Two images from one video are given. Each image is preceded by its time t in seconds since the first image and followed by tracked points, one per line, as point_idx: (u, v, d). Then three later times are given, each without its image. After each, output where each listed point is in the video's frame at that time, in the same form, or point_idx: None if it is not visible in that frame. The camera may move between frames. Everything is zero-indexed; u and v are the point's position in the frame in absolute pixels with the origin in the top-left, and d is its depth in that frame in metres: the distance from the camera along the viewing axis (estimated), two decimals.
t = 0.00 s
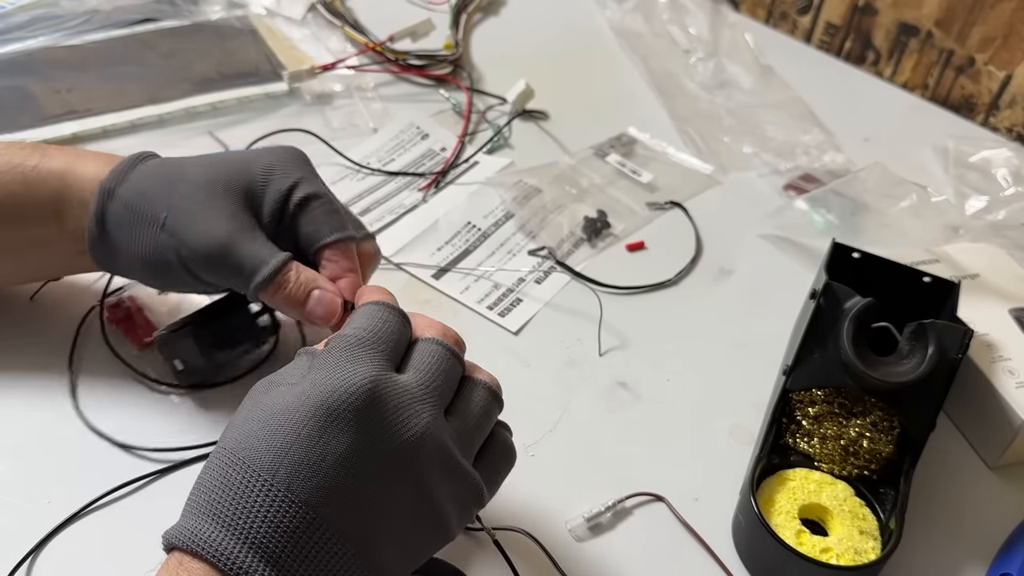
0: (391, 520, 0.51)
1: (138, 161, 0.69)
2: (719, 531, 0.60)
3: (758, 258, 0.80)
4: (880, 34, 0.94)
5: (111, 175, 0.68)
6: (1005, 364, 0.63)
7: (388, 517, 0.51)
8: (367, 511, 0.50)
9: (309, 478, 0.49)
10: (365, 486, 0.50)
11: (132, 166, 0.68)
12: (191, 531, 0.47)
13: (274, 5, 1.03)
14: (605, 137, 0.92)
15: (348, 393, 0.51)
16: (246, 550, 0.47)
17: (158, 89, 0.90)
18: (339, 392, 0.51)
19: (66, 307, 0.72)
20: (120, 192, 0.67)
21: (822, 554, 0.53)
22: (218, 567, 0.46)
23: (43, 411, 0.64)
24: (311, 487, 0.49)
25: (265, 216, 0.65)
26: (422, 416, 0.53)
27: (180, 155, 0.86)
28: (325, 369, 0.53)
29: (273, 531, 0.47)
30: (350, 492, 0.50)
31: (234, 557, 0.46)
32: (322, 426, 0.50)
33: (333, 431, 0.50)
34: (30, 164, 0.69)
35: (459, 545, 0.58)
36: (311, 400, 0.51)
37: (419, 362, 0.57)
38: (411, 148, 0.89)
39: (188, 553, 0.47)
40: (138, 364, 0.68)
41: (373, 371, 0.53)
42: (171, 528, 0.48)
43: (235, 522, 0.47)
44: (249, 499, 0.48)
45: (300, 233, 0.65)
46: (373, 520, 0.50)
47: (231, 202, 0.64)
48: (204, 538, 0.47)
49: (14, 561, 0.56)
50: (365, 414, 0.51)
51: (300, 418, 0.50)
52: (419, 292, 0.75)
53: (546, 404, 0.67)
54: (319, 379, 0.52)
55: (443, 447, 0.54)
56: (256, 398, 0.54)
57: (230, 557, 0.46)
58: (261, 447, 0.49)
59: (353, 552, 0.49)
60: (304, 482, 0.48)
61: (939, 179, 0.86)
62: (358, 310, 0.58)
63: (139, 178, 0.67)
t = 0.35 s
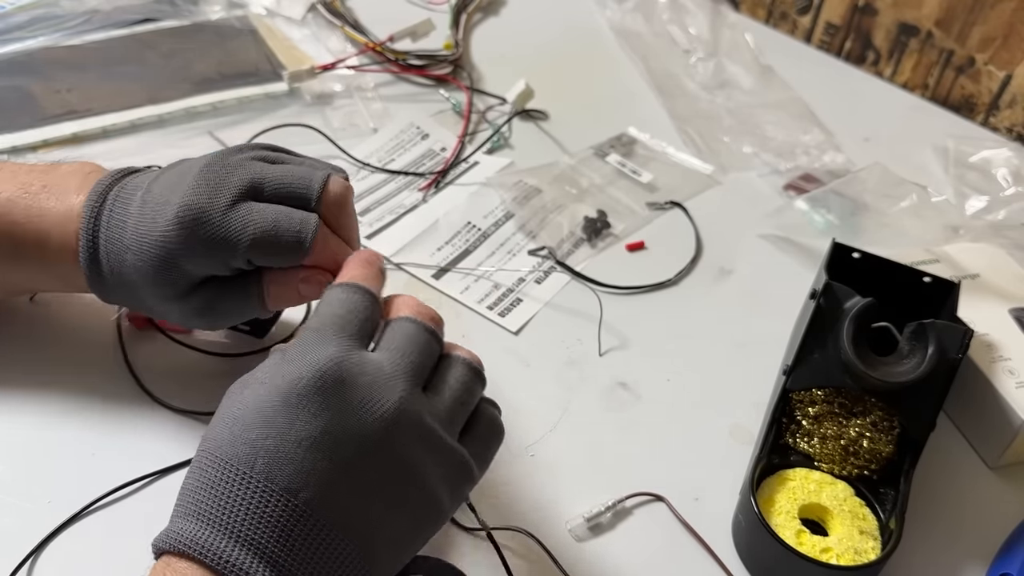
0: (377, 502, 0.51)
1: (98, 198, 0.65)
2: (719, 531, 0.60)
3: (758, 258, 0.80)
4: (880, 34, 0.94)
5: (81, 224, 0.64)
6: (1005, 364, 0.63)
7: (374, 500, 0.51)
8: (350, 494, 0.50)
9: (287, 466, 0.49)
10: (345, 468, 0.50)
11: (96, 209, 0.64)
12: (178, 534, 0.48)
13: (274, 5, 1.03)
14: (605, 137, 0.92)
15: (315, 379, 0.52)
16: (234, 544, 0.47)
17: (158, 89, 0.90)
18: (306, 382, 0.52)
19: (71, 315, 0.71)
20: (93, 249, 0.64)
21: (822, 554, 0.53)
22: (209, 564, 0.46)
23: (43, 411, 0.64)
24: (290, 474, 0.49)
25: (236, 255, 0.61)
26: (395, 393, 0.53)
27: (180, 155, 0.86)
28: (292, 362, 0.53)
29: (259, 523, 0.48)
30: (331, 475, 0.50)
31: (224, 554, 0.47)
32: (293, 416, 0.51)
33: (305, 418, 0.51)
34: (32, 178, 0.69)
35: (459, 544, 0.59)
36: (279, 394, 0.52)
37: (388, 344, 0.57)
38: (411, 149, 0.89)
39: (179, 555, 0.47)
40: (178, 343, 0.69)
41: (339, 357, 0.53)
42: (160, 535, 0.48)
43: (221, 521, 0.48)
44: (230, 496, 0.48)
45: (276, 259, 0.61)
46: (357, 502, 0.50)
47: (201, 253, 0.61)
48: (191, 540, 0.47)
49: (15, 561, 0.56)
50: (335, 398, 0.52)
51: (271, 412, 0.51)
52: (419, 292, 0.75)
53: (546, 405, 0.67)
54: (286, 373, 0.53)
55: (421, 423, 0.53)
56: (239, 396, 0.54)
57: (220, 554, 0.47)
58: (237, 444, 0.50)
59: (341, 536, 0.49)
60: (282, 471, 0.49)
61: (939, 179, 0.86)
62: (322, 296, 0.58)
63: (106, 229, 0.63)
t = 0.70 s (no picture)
0: (373, 499, 0.51)
1: (108, 168, 0.66)
2: (719, 531, 0.60)
3: (758, 258, 0.80)
4: (880, 34, 0.94)
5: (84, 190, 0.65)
6: (1005, 364, 0.63)
7: (368, 497, 0.51)
8: (343, 491, 0.50)
9: (281, 461, 0.50)
10: (337, 464, 0.50)
11: (102, 177, 0.65)
12: (177, 524, 0.49)
13: (273, 5, 1.03)
14: (605, 137, 0.92)
15: (308, 376, 0.52)
16: (228, 539, 0.48)
17: (158, 89, 0.90)
18: (300, 377, 0.52)
19: (71, 310, 0.71)
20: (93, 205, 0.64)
21: (822, 554, 0.53)
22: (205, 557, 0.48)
23: (42, 413, 0.64)
24: (284, 470, 0.49)
25: (238, 213, 0.61)
26: (389, 389, 0.53)
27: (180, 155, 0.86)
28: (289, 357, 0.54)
29: (252, 518, 0.48)
30: (324, 472, 0.50)
31: (219, 549, 0.48)
32: (287, 411, 0.51)
33: (298, 414, 0.51)
34: (36, 165, 0.71)
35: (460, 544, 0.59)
36: (275, 389, 0.52)
37: (385, 342, 0.56)
38: (411, 148, 0.89)
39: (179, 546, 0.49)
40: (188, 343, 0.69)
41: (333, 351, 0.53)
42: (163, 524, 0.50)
43: (217, 514, 0.49)
44: (226, 489, 0.49)
45: (277, 226, 0.61)
46: (352, 499, 0.50)
47: (206, 204, 0.61)
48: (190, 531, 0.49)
49: (20, 562, 0.56)
50: (328, 394, 0.52)
51: (266, 407, 0.52)
52: (419, 292, 0.75)
53: (546, 405, 0.67)
54: (282, 368, 0.53)
55: (416, 421, 0.53)
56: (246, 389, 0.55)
57: (216, 547, 0.48)
58: (235, 438, 0.51)
59: (335, 533, 0.50)
60: (276, 465, 0.50)
61: (939, 179, 0.86)
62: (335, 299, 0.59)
63: (110, 191, 0.64)
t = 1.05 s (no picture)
0: (389, 420, 0.50)
1: (97, 166, 0.66)
2: (719, 530, 0.60)
3: (758, 258, 0.80)
4: (880, 35, 0.94)
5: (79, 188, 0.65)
6: (1005, 363, 0.63)
7: (384, 417, 0.50)
8: (358, 411, 0.49)
9: (289, 393, 0.49)
10: (346, 387, 0.50)
11: (95, 173, 0.65)
12: (195, 479, 0.47)
13: (274, 5, 1.03)
14: (605, 137, 0.92)
15: (302, 313, 0.52)
16: (258, 478, 0.46)
17: (158, 89, 0.90)
18: (303, 319, 0.52)
19: (71, 309, 0.71)
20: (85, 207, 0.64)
21: (822, 553, 0.53)
22: (231, 498, 0.45)
23: (41, 414, 0.64)
24: (294, 399, 0.49)
25: (223, 227, 0.61)
26: (381, 312, 0.53)
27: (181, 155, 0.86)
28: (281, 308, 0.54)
29: (273, 450, 0.47)
30: (334, 394, 0.49)
31: (252, 487, 0.45)
32: (286, 351, 0.51)
33: (298, 348, 0.51)
34: (35, 164, 0.71)
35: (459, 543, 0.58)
36: (270, 336, 0.52)
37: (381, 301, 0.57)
38: (411, 148, 0.89)
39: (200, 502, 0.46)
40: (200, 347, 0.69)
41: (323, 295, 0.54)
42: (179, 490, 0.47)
43: (236, 457, 0.47)
44: (240, 431, 0.48)
45: (261, 241, 0.61)
46: (368, 417, 0.50)
47: (191, 217, 0.61)
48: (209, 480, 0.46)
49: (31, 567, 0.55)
50: (324, 325, 0.52)
51: (265, 352, 0.51)
52: (419, 291, 0.75)
53: (546, 404, 0.67)
54: (275, 318, 0.53)
55: (413, 340, 0.53)
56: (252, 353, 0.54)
57: (240, 486, 0.45)
58: (240, 389, 0.50)
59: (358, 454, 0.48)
60: (286, 397, 0.49)
61: (939, 179, 0.86)
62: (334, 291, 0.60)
63: (100, 193, 0.64)
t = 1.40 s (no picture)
0: (439, 405, 0.51)
1: (100, 194, 0.65)
2: (719, 530, 0.60)
3: (758, 258, 0.80)
4: (880, 34, 0.94)
5: (82, 219, 0.64)
6: (1005, 363, 0.63)
7: (434, 403, 0.51)
8: (407, 397, 0.50)
9: (339, 384, 0.50)
10: (394, 375, 0.50)
11: (99, 203, 0.64)
12: (253, 474, 0.46)
13: (274, 5, 1.03)
14: (605, 137, 0.92)
15: (346, 311, 0.53)
16: (319, 465, 0.46)
17: (157, 89, 0.90)
18: (346, 317, 0.53)
19: (72, 323, 0.71)
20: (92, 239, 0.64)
21: (822, 554, 0.53)
22: (291, 486, 0.45)
23: (42, 416, 0.64)
24: (345, 389, 0.49)
25: (234, 267, 0.61)
26: (419, 308, 0.55)
27: (180, 155, 0.86)
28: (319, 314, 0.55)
29: (329, 437, 0.47)
30: (382, 382, 0.50)
31: (314, 474, 0.45)
32: (331, 346, 0.52)
33: (343, 343, 0.52)
34: (34, 182, 0.69)
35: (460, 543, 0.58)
36: (314, 335, 0.53)
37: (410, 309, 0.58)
38: (411, 148, 0.89)
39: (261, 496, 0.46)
40: (206, 351, 0.69)
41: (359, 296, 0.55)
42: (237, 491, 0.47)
43: (293, 449, 0.47)
44: (294, 424, 0.48)
45: (271, 282, 0.61)
46: (418, 404, 0.50)
47: (201, 256, 0.61)
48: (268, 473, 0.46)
49: (39, 568, 0.56)
50: (367, 322, 0.53)
51: (311, 351, 0.52)
52: (419, 291, 0.75)
53: (546, 404, 0.67)
54: (316, 321, 0.54)
55: (452, 332, 0.54)
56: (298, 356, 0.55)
57: (300, 473, 0.45)
58: (290, 388, 0.50)
59: (413, 437, 0.49)
60: (337, 389, 0.49)
61: (940, 178, 0.86)
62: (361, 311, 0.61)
63: (107, 225, 0.63)
